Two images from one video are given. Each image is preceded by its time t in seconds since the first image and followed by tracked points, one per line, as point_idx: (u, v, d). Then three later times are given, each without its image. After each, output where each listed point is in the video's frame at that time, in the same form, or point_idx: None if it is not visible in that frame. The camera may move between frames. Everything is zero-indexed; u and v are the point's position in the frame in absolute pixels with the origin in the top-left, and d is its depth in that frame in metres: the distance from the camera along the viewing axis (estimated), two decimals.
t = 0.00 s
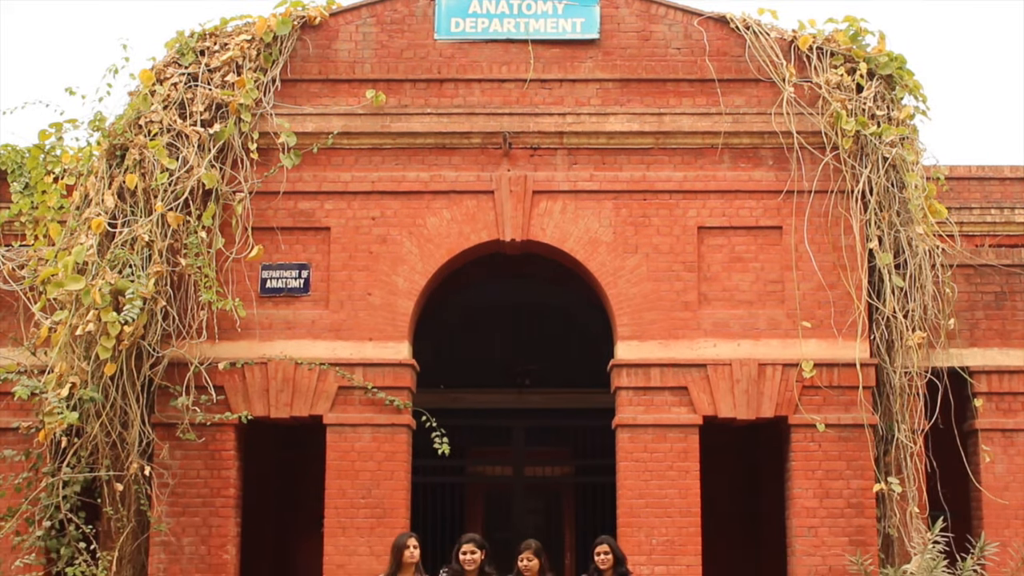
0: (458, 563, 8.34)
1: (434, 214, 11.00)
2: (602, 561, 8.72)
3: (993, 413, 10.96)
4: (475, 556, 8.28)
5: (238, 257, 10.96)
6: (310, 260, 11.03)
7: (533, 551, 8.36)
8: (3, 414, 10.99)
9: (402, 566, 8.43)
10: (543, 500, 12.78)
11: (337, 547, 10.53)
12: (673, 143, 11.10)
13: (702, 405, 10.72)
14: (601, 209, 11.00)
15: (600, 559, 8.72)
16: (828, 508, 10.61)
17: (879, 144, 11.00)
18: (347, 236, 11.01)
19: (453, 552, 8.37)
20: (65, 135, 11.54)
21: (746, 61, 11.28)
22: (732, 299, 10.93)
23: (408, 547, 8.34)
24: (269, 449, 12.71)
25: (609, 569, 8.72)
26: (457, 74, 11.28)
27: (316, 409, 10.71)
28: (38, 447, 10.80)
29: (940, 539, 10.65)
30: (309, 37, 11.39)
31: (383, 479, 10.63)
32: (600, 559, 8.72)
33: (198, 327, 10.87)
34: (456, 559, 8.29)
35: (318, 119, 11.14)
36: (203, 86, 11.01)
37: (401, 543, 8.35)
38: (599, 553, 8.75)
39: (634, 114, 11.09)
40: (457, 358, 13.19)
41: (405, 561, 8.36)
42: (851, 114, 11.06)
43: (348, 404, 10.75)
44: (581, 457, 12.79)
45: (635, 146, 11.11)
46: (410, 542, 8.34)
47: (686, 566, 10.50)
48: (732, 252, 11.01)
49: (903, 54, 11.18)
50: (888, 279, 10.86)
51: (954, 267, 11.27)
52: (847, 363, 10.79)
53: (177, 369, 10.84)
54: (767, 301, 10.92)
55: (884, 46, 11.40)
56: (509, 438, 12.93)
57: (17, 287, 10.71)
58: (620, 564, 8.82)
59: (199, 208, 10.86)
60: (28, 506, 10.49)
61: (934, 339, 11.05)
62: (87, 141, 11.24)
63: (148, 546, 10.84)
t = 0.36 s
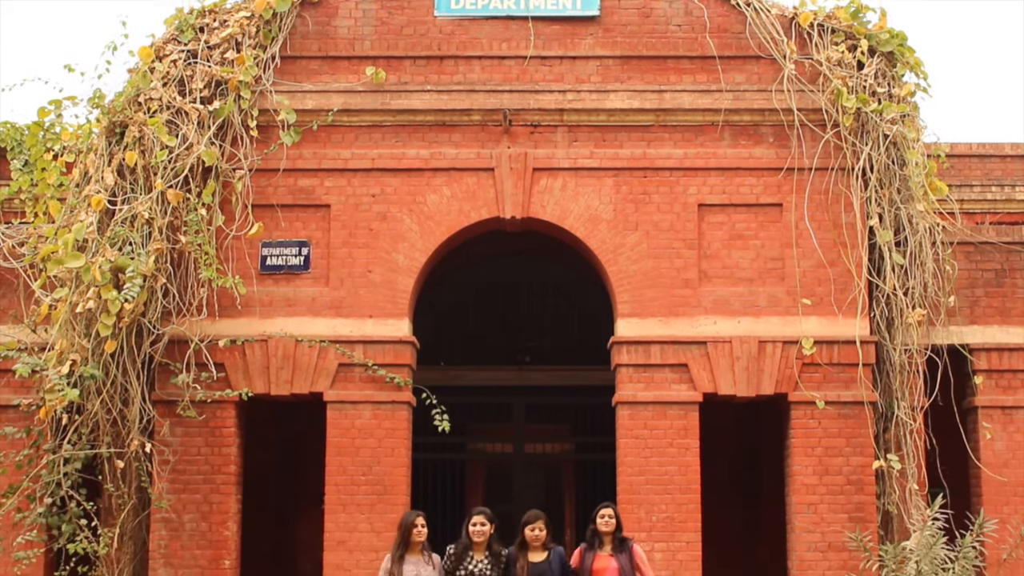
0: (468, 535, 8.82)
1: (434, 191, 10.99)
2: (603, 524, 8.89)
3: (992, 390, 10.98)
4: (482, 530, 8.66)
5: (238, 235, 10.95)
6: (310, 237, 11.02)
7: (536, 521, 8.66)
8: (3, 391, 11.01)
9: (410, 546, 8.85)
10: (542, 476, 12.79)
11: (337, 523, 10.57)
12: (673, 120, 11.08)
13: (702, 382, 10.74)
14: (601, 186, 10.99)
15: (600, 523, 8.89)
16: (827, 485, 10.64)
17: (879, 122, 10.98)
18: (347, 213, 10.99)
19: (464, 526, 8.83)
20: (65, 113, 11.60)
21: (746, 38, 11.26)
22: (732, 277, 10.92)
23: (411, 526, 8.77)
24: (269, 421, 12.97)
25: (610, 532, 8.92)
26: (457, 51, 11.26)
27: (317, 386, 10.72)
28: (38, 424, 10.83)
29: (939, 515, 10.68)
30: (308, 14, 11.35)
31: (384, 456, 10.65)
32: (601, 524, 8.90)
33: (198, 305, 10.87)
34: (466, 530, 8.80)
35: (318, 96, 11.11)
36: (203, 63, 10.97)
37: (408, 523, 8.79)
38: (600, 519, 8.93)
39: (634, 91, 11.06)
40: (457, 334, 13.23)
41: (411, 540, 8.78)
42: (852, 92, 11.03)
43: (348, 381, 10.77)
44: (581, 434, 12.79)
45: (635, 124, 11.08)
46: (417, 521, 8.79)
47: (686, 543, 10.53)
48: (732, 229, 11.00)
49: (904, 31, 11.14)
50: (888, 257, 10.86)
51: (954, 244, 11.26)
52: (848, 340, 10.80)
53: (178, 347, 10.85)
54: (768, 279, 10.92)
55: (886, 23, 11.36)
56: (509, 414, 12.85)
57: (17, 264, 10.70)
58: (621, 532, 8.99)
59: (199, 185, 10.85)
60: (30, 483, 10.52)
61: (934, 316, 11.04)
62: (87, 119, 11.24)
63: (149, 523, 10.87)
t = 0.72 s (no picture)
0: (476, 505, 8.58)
1: (434, 163, 10.97)
2: (609, 498, 8.76)
3: (992, 361, 10.98)
4: (491, 502, 8.46)
5: (238, 207, 10.94)
6: (310, 209, 11.01)
7: (549, 500, 8.51)
8: (5, 364, 11.02)
9: (414, 515, 8.53)
10: (543, 449, 12.76)
11: (338, 495, 10.60)
12: (674, 92, 11.05)
13: (702, 354, 10.75)
14: (601, 158, 10.97)
15: (607, 498, 8.75)
16: (827, 457, 10.66)
17: (881, 94, 10.95)
18: (347, 185, 10.98)
19: (470, 495, 8.60)
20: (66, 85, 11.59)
21: (747, 10, 11.23)
22: (733, 249, 10.92)
23: (415, 495, 8.43)
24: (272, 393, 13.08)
25: (617, 506, 8.81)
26: (457, 22, 11.24)
27: (317, 357, 10.74)
28: (40, 396, 10.85)
29: (939, 487, 10.69)
30: None
31: (384, 428, 10.67)
32: (607, 497, 8.76)
33: (198, 277, 10.87)
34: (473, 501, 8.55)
35: (318, 68, 11.08)
36: (202, 34, 10.93)
37: (411, 492, 8.46)
38: (607, 492, 8.78)
39: (634, 63, 11.03)
40: (457, 306, 13.32)
41: (416, 509, 8.46)
42: (853, 63, 11.00)
43: (348, 352, 10.78)
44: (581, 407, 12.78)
45: (635, 96, 11.06)
46: (420, 490, 8.44)
47: (686, 514, 10.56)
48: (733, 201, 10.98)
49: (905, 2, 11.11)
50: (889, 230, 10.86)
51: (954, 217, 11.25)
52: (848, 313, 10.80)
53: (178, 319, 10.85)
54: (768, 251, 10.91)
55: None
56: (509, 386, 12.85)
57: (17, 237, 10.70)
58: (627, 506, 8.91)
59: (199, 157, 10.85)
60: (31, 454, 10.53)
61: (934, 289, 11.04)
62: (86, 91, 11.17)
63: (151, 495, 10.82)
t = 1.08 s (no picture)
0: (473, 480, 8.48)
1: (435, 133, 10.96)
2: (609, 480, 8.62)
3: (992, 332, 10.99)
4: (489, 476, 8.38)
5: (238, 177, 10.93)
6: (310, 179, 11.01)
7: (547, 474, 8.42)
8: (5, 334, 11.03)
9: (410, 484, 8.49)
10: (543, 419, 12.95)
11: (339, 465, 10.62)
12: (675, 63, 11.03)
13: (702, 325, 10.76)
14: (601, 128, 10.95)
15: (608, 479, 8.61)
16: (827, 428, 10.67)
17: (882, 64, 10.92)
18: (347, 155, 10.97)
19: (468, 471, 8.50)
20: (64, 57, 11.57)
21: None
22: (734, 219, 10.92)
23: (411, 464, 8.38)
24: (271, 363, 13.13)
25: (617, 487, 8.68)
26: None
27: (317, 328, 10.75)
28: (41, 366, 10.87)
29: (939, 458, 10.68)
30: None
31: (385, 398, 10.68)
32: (608, 479, 8.62)
33: (198, 248, 10.88)
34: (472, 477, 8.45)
35: (318, 38, 11.05)
36: (201, 5, 10.95)
37: (406, 461, 8.41)
38: (608, 474, 8.63)
39: (635, 33, 10.99)
40: (457, 278, 13.46)
41: (411, 479, 8.43)
42: (855, 34, 10.97)
43: (348, 323, 10.79)
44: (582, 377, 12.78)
45: (636, 66, 11.03)
46: (415, 460, 8.41)
47: (686, 485, 10.59)
48: (734, 171, 10.97)
49: None
50: (890, 200, 10.81)
51: (956, 188, 11.23)
52: (848, 284, 10.80)
53: (178, 290, 10.86)
54: (769, 222, 10.92)
55: None
56: (509, 356, 12.74)
57: (17, 208, 10.68)
58: (627, 486, 8.77)
59: (198, 128, 10.86)
60: (33, 425, 10.52)
61: (934, 260, 11.02)
62: (85, 61, 11.07)
63: (153, 466, 10.83)
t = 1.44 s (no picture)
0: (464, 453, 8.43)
1: (435, 105, 10.94)
2: (606, 450, 8.51)
3: (992, 305, 11.00)
4: (478, 451, 8.30)
5: (238, 149, 10.90)
6: (310, 151, 10.99)
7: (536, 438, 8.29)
8: (6, 307, 11.05)
9: (398, 450, 8.43)
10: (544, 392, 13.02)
11: (339, 437, 10.63)
12: (676, 34, 10.99)
13: (703, 297, 10.76)
14: (602, 100, 10.93)
15: (604, 448, 8.51)
16: (827, 399, 10.69)
17: (884, 36, 10.88)
18: (347, 127, 10.95)
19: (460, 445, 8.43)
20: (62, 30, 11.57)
21: None
22: (734, 191, 10.92)
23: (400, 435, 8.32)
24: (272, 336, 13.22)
25: (615, 458, 8.57)
26: None
27: (317, 300, 10.75)
28: (42, 338, 10.85)
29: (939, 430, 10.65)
30: None
31: (385, 370, 10.69)
32: (604, 449, 8.52)
33: (198, 220, 10.87)
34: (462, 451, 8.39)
35: (318, 10, 11.01)
36: None
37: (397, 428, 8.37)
38: (604, 444, 8.53)
39: (636, 4, 10.96)
40: (457, 249, 13.44)
41: (400, 445, 8.36)
42: (856, 5, 10.93)
43: (349, 295, 10.80)
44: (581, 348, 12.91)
45: (637, 37, 11.00)
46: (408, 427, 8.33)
47: (686, 456, 10.61)
48: (734, 143, 10.97)
49: None
50: (891, 172, 10.80)
51: (957, 159, 11.19)
52: (848, 256, 10.80)
53: (179, 262, 10.87)
54: (769, 194, 10.91)
55: None
56: (509, 329, 12.97)
57: (17, 179, 10.64)
58: (626, 458, 8.62)
59: (198, 100, 10.83)
60: (34, 397, 10.51)
61: (935, 233, 11.00)
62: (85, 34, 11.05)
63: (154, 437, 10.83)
